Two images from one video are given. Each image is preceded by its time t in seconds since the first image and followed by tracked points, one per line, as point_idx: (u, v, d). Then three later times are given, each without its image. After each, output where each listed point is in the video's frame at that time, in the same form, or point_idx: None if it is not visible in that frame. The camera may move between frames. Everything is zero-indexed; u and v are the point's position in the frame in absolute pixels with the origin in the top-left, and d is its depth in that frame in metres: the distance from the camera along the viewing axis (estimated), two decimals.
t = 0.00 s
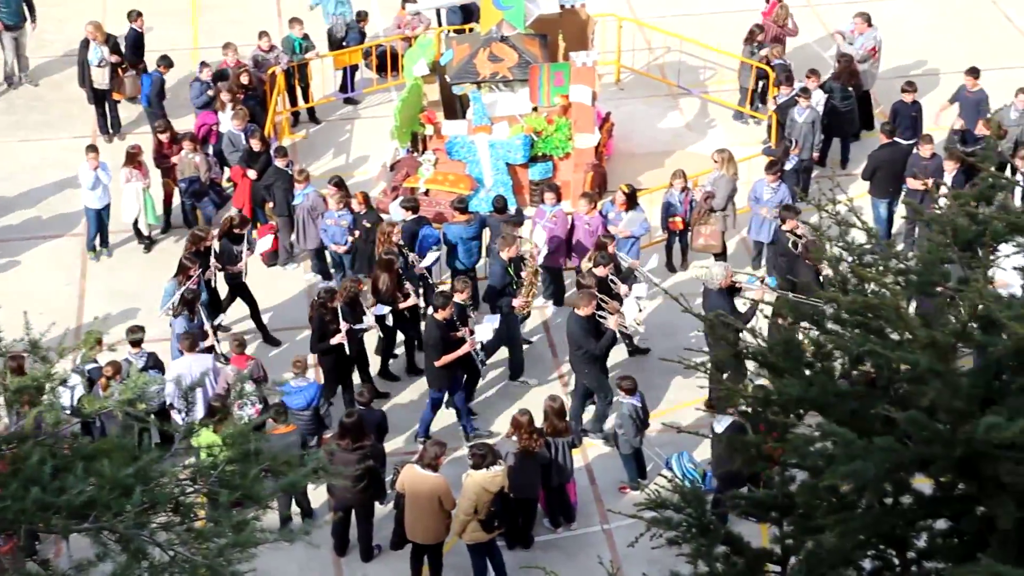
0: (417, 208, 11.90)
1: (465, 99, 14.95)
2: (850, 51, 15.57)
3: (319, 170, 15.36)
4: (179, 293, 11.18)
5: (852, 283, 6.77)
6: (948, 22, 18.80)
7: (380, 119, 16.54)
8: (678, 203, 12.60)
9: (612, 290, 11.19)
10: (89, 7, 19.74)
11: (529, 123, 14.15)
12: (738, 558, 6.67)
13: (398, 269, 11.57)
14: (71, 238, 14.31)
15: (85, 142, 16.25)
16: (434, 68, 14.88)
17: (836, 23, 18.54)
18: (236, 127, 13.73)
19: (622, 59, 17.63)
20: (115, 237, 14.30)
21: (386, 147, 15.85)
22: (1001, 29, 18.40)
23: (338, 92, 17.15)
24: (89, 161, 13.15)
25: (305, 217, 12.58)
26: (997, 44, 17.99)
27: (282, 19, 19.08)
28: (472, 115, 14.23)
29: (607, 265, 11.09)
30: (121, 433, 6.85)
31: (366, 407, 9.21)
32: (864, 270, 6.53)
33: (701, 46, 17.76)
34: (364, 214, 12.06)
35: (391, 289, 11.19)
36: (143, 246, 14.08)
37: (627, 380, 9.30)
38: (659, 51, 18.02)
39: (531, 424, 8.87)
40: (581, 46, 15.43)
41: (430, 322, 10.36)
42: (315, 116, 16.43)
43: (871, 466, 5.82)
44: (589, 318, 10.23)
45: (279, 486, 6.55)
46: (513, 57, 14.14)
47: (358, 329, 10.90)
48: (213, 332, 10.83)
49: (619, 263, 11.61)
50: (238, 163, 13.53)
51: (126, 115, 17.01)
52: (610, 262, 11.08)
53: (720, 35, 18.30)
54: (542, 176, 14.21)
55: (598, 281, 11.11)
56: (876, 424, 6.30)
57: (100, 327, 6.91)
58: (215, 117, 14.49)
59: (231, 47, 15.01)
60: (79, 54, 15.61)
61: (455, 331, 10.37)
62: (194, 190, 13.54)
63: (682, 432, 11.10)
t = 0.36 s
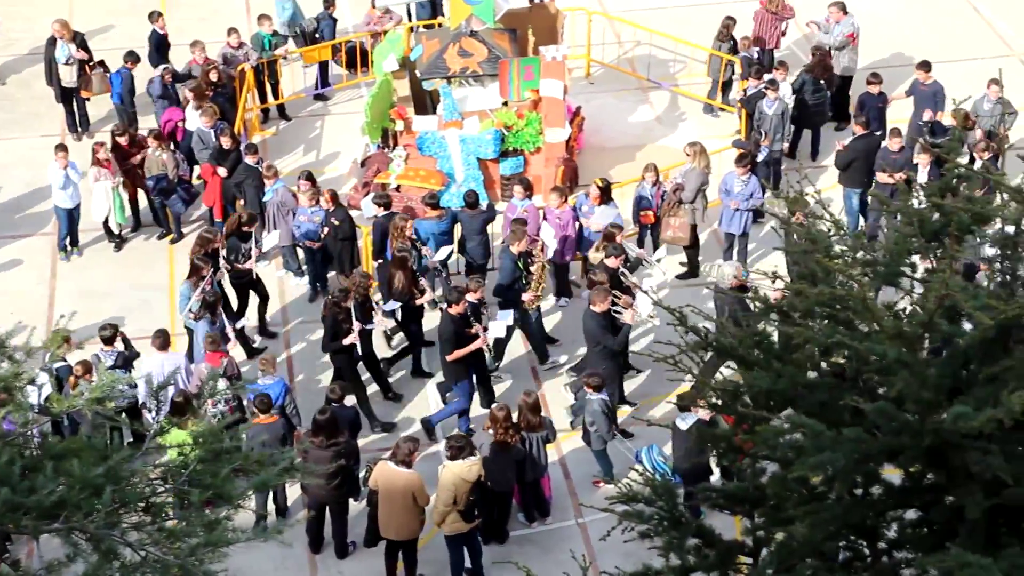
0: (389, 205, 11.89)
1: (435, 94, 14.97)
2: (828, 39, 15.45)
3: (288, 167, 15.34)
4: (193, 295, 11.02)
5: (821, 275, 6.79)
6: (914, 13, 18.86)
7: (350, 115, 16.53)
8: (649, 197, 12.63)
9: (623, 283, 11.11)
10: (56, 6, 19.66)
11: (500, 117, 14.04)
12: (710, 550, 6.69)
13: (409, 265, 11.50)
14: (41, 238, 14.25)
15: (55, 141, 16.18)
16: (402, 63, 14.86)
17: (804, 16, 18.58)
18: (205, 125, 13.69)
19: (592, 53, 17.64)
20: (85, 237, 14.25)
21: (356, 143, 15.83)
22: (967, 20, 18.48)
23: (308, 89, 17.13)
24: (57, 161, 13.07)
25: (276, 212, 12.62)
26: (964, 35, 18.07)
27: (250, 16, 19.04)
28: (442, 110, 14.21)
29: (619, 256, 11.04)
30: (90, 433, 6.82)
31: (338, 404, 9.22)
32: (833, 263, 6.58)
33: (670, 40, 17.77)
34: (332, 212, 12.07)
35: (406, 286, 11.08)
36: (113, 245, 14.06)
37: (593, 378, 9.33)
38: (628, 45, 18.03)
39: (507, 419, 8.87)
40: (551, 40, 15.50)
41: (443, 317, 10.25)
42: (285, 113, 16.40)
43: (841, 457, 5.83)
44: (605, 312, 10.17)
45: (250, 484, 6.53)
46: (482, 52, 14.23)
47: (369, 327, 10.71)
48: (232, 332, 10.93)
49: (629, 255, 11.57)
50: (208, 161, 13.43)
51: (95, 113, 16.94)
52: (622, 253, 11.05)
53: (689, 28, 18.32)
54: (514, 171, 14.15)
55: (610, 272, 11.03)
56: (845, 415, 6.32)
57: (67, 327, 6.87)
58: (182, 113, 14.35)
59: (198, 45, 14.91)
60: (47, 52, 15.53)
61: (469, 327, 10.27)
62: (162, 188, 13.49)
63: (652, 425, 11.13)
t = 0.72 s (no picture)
0: (354, 205, 11.86)
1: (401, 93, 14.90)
2: (798, 33, 15.46)
3: (254, 167, 15.30)
4: (202, 296, 11.05)
5: (784, 271, 6.81)
6: (879, 8, 18.91)
7: (316, 113, 16.52)
8: (615, 193, 12.64)
9: (627, 276, 11.16)
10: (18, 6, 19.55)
11: (466, 116, 14.11)
12: (677, 546, 6.72)
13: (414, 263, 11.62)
14: (6, 240, 14.17)
15: (19, 142, 16.09)
16: (370, 62, 15.00)
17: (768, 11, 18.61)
18: (170, 125, 13.64)
19: (557, 51, 17.65)
20: (50, 239, 14.18)
21: (322, 142, 15.81)
22: (929, 14, 18.58)
23: (274, 88, 17.10)
24: (21, 163, 12.99)
25: (240, 212, 12.50)
26: (927, 29, 18.16)
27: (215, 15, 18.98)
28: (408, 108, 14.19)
29: (625, 250, 11.04)
30: (55, 435, 6.76)
31: (307, 405, 9.19)
32: (797, 258, 6.59)
33: (636, 36, 17.78)
34: (298, 211, 12.00)
35: (415, 287, 11.14)
36: (78, 246, 14.00)
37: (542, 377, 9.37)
38: (593, 42, 18.06)
39: (477, 416, 8.86)
40: (517, 37, 15.50)
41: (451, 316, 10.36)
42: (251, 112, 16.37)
43: (805, 452, 5.84)
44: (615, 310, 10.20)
45: (216, 484, 6.50)
46: (448, 50, 14.18)
47: (377, 328, 10.77)
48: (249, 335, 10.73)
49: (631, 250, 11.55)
50: (173, 161, 13.48)
51: (60, 114, 16.86)
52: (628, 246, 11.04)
53: (655, 24, 18.34)
54: (480, 168, 14.25)
55: (615, 264, 11.05)
56: (810, 410, 6.35)
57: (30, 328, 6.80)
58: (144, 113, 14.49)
59: (161, 47, 14.88)
60: (9, 53, 15.43)
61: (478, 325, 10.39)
62: (127, 191, 13.44)
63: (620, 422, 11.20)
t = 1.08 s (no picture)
0: (310, 207, 11.77)
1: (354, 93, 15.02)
2: (755, 29, 15.48)
3: (210, 169, 15.24)
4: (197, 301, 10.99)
5: (736, 267, 6.83)
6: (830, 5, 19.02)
7: (271, 114, 16.49)
8: (570, 191, 12.67)
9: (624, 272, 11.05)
10: None
11: (421, 116, 14.12)
12: (634, 544, 6.75)
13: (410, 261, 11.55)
14: None
15: None
16: (322, 62, 14.90)
17: (720, 9, 18.68)
18: (122, 127, 13.54)
19: (511, 50, 17.66)
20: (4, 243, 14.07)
21: (277, 144, 15.77)
22: (878, 11, 18.72)
23: (228, 89, 17.05)
24: None
25: (193, 215, 12.44)
26: (876, 26, 18.30)
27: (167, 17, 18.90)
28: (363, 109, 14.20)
29: (622, 248, 10.90)
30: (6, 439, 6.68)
31: (263, 406, 9.16)
32: (750, 255, 6.60)
33: (590, 35, 17.81)
34: (253, 213, 11.91)
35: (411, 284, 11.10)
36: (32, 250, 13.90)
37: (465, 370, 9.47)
38: (547, 41, 18.09)
39: (432, 416, 8.85)
40: (471, 37, 15.50)
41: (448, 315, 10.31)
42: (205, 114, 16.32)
43: (759, 448, 5.84)
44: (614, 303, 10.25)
45: (171, 487, 6.44)
46: (401, 50, 14.09)
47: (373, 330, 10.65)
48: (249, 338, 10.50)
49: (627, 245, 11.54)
50: (125, 163, 13.36)
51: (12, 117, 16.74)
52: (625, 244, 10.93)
53: (608, 23, 18.37)
54: (436, 168, 14.18)
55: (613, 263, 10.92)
56: (763, 406, 6.37)
57: None
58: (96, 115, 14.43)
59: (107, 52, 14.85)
60: None
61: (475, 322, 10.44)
62: (80, 194, 13.37)
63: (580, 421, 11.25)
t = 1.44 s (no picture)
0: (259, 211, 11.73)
1: (303, 96, 15.01)
2: (704, 29, 15.54)
3: (157, 172, 15.15)
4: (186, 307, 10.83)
5: (684, 266, 6.86)
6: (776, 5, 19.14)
7: (219, 117, 16.41)
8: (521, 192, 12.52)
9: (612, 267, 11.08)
10: None
11: (369, 117, 14.11)
12: (586, 542, 6.75)
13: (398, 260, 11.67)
14: None
15: None
16: (270, 66, 14.91)
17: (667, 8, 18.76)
18: (68, 131, 13.42)
19: (460, 51, 17.66)
20: None
21: (225, 146, 15.70)
22: (823, 10, 18.85)
23: (175, 93, 16.96)
24: None
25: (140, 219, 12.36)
26: (822, 25, 18.42)
27: (113, 20, 18.79)
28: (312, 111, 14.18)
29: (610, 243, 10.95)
30: None
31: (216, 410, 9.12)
32: (698, 254, 6.63)
33: (538, 36, 17.84)
34: (202, 216, 11.81)
35: (400, 281, 11.21)
36: None
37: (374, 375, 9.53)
38: (496, 41, 18.10)
39: (385, 418, 8.85)
40: (419, 38, 15.47)
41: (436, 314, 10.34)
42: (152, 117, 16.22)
43: (709, 446, 5.87)
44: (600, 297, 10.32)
45: (121, 493, 6.40)
46: (350, 51, 14.03)
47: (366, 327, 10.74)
48: (243, 342, 10.51)
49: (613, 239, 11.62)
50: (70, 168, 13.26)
51: None
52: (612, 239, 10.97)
53: (556, 23, 18.41)
54: (385, 170, 14.20)
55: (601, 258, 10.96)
56: (713, 404, 6.41)
57: None
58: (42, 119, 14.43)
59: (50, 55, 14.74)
60: None
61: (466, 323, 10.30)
62: (25, 197, 13.27)
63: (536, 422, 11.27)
